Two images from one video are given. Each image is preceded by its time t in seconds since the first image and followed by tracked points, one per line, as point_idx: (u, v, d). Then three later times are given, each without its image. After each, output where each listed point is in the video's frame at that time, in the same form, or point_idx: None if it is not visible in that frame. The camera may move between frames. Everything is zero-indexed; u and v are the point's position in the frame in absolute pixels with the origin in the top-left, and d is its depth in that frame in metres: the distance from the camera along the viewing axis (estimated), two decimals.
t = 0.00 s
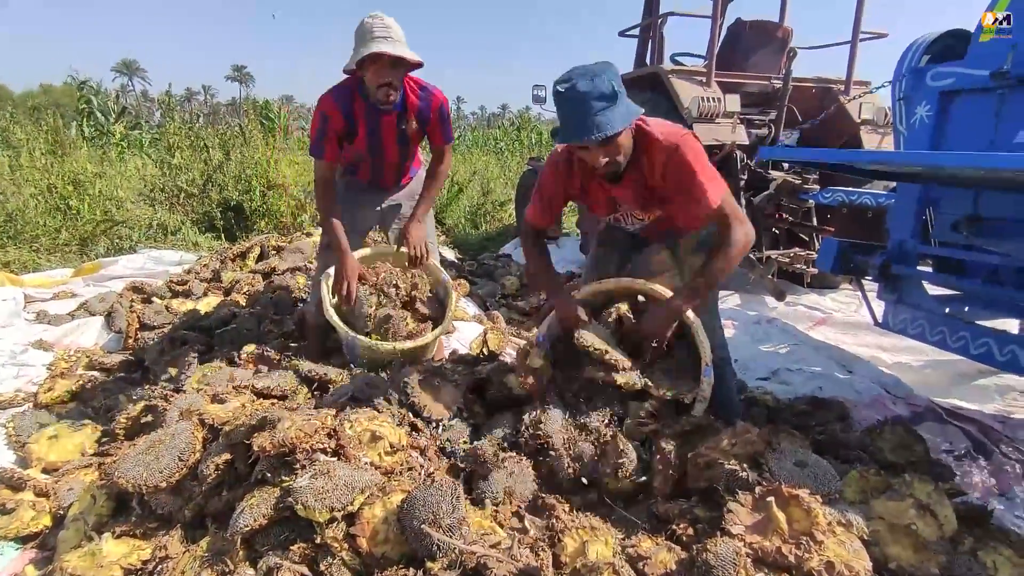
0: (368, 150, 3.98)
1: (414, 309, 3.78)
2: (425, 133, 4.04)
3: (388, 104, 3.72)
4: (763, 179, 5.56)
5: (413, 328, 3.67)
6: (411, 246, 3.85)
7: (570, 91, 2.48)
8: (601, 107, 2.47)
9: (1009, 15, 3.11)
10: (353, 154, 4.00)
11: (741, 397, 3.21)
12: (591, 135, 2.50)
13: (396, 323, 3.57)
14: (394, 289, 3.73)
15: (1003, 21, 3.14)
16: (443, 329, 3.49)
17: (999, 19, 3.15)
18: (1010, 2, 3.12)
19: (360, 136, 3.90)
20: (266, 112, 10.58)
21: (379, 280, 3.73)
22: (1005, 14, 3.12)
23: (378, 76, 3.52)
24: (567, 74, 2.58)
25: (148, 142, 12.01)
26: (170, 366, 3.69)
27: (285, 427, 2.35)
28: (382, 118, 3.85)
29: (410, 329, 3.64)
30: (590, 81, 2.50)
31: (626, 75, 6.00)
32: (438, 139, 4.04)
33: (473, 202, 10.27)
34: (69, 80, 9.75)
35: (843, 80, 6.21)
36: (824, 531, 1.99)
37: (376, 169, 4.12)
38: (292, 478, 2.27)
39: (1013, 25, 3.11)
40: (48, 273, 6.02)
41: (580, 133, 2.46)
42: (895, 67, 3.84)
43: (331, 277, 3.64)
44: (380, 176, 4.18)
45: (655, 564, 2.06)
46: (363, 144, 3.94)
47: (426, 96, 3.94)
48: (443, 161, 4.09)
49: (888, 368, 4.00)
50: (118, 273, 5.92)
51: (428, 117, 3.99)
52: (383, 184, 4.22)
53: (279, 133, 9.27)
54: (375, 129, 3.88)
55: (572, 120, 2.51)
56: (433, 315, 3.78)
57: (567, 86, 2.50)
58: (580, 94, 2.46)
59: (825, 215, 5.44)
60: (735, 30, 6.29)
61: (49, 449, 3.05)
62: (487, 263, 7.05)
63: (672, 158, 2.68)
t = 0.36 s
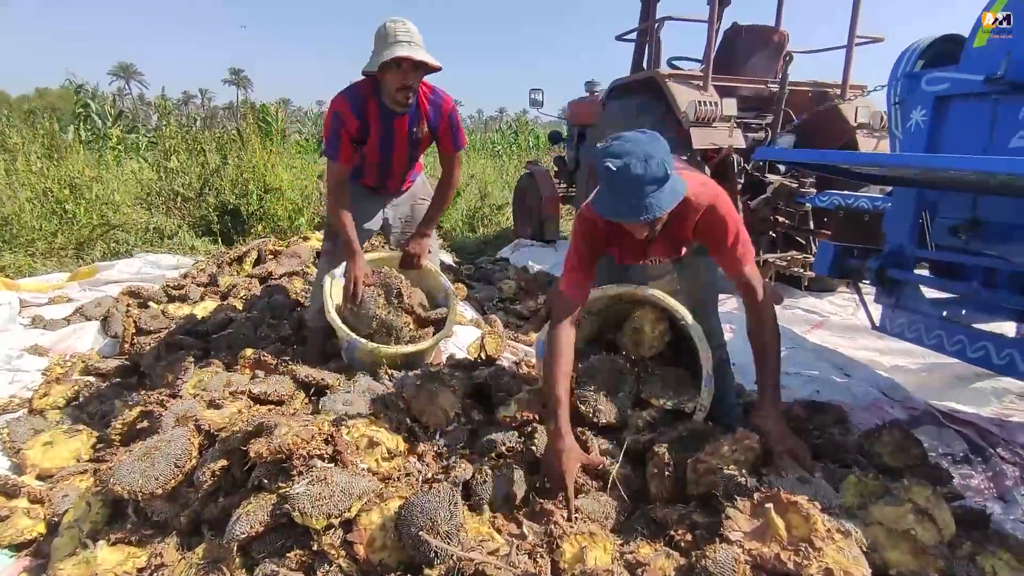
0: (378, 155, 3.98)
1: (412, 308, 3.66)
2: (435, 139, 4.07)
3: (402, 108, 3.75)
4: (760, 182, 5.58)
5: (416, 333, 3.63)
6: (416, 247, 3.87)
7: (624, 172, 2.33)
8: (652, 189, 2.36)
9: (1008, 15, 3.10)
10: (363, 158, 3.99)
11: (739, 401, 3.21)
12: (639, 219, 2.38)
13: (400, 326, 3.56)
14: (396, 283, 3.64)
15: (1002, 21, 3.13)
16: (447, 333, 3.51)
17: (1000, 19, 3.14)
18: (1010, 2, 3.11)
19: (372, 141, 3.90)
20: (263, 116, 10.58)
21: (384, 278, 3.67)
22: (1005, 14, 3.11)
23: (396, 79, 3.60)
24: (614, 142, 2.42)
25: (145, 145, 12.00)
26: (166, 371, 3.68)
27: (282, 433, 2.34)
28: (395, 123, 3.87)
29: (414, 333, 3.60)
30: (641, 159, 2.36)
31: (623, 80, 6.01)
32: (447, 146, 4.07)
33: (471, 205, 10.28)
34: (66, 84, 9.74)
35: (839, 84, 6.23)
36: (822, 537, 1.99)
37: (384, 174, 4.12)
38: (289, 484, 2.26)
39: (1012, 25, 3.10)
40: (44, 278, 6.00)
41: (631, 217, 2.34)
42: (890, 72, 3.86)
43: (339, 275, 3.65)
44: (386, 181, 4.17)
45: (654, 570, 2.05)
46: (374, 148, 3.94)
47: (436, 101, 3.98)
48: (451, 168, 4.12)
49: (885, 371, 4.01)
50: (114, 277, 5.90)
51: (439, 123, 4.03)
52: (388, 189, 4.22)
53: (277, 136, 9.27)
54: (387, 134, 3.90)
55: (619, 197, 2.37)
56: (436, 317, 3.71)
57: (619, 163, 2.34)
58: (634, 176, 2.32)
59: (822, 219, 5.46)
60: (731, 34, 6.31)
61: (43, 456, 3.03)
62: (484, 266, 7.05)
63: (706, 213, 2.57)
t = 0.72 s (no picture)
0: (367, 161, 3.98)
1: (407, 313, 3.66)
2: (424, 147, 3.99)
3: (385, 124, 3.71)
4: (756, 185, 5.59)
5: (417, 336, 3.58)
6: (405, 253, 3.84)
7: (619, 187, 2.38)
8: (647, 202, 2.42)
9: (1008, 15, 3.07)
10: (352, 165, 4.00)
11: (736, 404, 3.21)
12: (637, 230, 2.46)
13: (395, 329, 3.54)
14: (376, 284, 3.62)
15: (1002, 21, 3.11)
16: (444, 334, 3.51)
17: (1000, 19, 3.11)
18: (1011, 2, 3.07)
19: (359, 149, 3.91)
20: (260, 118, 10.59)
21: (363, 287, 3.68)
22: (1005, 14, 3.09)
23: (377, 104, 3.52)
24: (609, 155, 2.44)
25: (140, 148, 11.98)
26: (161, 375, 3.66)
27: (277, 438, 2.33)
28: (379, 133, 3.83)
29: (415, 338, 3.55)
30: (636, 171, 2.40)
31: (620, 83, 6.02)
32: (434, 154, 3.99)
33: (468, 208, 10.28)
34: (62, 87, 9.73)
35: (835, 87, 6.24)
36: (820, 541, 1.98)
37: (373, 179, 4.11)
38: (284, 489, 2.25)
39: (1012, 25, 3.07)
40: (39, 281, 5.98)
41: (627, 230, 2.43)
42: (887, 76, 3.87)
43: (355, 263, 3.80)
44: (377, 186, 4.15)
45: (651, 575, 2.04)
46: (362, 155, 3.95)
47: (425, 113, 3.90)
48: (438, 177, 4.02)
49: (882, 373, 4.01)
50: (109, 280, 5.88)
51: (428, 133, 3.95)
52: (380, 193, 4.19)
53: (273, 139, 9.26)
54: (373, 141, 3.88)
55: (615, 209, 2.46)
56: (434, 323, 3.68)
57: (615, 178, 2.38)
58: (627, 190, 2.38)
59: (818, 221, 5.47)
60: (727, 38, 6.33)
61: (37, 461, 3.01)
62: (481, 269, 7.04)
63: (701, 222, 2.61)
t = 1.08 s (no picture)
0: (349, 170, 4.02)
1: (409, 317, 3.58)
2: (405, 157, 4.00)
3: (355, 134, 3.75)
4: (754, 189, 5.60)
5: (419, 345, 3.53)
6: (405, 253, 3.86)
7: (575, 105, 2.54)
8: (604, 119, 2.55)
9: (1008, 15, 3.05)
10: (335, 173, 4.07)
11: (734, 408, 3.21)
12: (598, 148, 2.63)
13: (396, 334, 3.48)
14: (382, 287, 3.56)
15: (1002, 22, 3.08)
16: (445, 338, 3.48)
17: (1000, 19, 3.09)
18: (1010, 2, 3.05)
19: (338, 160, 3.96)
20: (258, 122, 10.59)
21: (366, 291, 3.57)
22: (1005, 14, 3.06)
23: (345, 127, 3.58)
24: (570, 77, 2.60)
25: (138, 151, 11.98)
26: (159, 379, 3.65)
27: (276, 443, 2.33)
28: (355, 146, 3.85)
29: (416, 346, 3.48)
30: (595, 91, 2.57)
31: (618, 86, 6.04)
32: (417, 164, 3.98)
33: (466, 211, 10.30)
34: (60, 90, 9.72)
35: (832, 91, 6.27)
36: (819, 547, 1.98)
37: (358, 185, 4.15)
38: (283, 494, 2.25)
39: (1012, 26, 3.05)
40: (37, 284, 5.97)
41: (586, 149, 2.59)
42: (884, 80, 3.87)
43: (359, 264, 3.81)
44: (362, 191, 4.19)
45: None
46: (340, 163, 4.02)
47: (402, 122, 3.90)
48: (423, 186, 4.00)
49: (880, 376, 4.02)
50: (107, 284, 5.88)
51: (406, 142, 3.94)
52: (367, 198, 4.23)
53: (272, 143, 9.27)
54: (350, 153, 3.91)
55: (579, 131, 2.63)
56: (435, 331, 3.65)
57: (571, 97, 2.53)
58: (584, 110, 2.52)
59: (816, 225, 5.48)
60: (725, 42, 6.35)
61: (33, 466, 2.99)
62: (480, 273, 7.05)
63: (678, 150, 2.83)
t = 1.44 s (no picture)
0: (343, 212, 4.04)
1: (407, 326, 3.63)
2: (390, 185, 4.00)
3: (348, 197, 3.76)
4: (753, 193, 5.62)
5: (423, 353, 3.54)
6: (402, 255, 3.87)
7: (571, 69, 2.73)
8: (600, 84, 2.73)
9: (1008, 15, 3.02)
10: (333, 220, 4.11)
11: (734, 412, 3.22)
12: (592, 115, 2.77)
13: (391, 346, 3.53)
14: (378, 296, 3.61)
15: (1002, 21, 3.05)
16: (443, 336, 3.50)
17: (1000, 19, 3.06)
18: (1011, 2, 3.02)
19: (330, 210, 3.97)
20: (258, 126, 10.62)
21: (360, 301, 3.61)
22: (1005, 14, 3.04)
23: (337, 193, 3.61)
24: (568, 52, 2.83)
25: (138, 155, 12.00)
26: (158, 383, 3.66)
27: (276, 448, 2.33)
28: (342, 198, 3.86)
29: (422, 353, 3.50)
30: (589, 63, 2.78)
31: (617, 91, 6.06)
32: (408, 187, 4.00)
33: (465, 215, 10.31)
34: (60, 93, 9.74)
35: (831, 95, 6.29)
36: (819, 552, 1.99)
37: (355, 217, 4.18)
38: (283, 499, 2.25)
39: (1013, 26, 3.02)
40: (36, 288, 5.97)
41: (581, 108, 2.71)
42: (881, 85, 3.88)
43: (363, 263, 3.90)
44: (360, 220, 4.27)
45: None
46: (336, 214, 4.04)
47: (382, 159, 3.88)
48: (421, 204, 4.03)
49: (879, 380, 4.03)
50: (107, 288, 5.88)
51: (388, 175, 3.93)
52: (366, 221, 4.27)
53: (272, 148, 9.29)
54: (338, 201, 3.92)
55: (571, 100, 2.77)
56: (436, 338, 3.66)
57: (569, 62, 2.74)
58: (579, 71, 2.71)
59: (815, 229, 5.50)
60: (723, 47, 6.38)
61: (32, 470, 2.99)
62: (480, 276, 7.06)
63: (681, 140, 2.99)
